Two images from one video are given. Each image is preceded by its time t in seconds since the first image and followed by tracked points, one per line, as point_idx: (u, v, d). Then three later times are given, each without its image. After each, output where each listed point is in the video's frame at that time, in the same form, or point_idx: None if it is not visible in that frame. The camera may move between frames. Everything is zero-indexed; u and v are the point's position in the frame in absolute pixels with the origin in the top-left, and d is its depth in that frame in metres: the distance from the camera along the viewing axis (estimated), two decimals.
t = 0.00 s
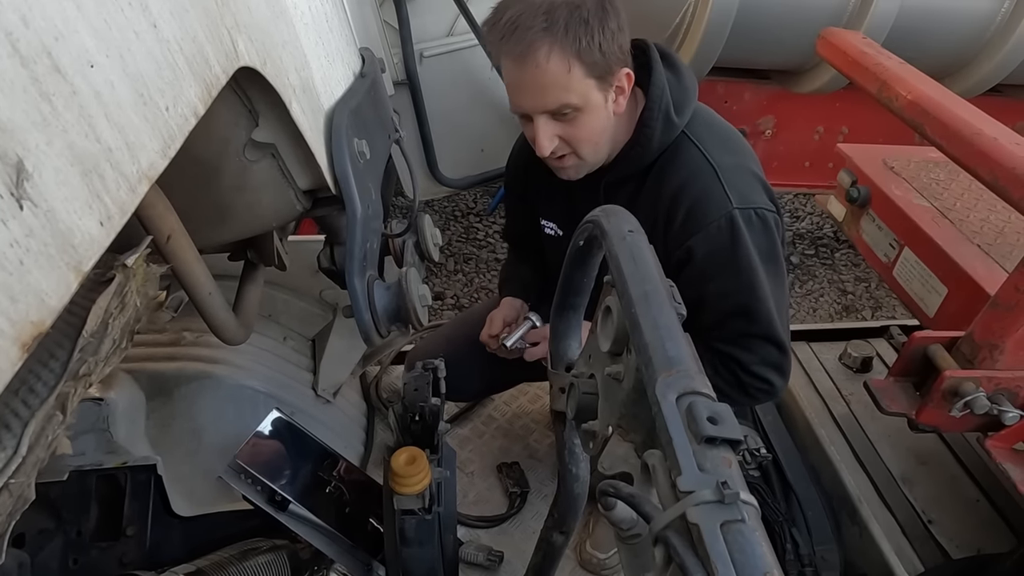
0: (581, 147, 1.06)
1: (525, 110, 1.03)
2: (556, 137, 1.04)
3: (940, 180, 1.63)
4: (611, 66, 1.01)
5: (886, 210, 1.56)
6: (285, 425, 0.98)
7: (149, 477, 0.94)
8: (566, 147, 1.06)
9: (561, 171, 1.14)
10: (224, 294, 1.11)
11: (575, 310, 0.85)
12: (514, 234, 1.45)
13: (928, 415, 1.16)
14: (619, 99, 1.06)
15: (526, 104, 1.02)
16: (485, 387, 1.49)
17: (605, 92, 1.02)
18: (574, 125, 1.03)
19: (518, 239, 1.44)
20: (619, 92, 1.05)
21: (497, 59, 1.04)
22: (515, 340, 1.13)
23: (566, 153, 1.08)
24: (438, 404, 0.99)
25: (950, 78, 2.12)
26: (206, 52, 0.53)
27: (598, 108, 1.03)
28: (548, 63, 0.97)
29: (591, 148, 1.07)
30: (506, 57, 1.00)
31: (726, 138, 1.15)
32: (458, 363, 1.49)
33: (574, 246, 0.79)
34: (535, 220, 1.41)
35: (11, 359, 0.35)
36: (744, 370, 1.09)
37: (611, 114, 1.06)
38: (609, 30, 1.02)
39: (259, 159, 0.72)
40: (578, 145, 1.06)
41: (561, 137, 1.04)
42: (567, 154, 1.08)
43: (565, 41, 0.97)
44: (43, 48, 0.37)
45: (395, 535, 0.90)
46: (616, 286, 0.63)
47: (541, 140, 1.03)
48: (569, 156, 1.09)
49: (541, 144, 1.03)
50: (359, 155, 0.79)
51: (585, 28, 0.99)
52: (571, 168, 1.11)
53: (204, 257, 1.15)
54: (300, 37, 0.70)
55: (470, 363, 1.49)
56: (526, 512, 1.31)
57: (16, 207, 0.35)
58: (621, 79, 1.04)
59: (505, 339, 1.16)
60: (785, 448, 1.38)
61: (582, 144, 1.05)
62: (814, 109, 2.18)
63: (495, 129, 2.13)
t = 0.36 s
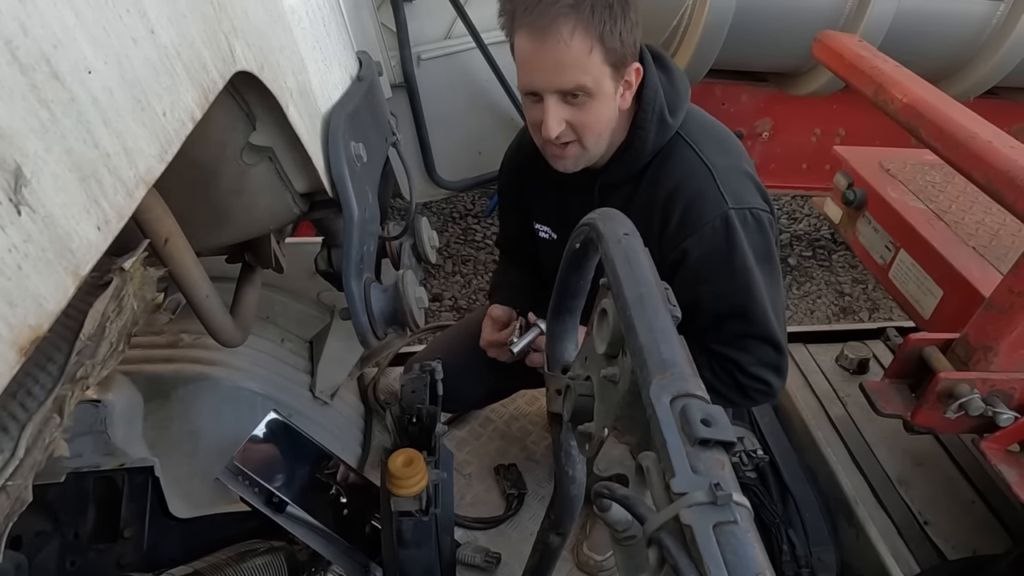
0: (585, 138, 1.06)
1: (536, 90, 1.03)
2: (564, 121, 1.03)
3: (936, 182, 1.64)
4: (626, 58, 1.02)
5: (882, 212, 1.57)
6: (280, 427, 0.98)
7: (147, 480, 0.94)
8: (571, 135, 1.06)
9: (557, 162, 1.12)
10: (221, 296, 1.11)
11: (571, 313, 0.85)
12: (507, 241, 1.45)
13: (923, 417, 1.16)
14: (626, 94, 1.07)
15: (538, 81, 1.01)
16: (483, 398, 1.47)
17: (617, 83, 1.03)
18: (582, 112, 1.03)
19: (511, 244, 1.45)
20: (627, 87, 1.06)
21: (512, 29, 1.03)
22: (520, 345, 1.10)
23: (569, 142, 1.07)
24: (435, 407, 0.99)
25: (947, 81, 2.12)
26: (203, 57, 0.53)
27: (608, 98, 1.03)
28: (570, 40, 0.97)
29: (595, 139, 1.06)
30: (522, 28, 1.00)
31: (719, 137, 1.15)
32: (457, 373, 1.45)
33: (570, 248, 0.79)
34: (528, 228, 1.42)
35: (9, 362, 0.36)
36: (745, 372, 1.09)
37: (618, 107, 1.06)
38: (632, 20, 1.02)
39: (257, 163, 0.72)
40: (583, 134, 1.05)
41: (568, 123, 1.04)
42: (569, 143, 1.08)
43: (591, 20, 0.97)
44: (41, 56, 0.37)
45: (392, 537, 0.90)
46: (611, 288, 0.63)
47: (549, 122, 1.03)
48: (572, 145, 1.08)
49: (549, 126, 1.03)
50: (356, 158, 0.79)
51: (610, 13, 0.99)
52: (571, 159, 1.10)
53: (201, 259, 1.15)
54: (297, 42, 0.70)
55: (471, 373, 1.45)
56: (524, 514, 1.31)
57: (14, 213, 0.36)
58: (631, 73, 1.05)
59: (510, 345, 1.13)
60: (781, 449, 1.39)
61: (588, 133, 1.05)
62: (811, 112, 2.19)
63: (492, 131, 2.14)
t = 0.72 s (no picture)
0: (595, 123, 1.04)
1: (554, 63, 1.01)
2: (577, 100, 1.01)
3: (934, 182, 1.64)
4: (657, 54, 0.99)
5: (880, 211, 1.56)
6: (274, 436, 0.95)
7: (143, 480, 0.92)
8: (583, 116, 1.04)
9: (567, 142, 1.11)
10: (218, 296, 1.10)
11: (569, 313, 0.85)
12: (506, 237, 1.44)
13: (921, 417, 1.16)
14: (653, 91, 1.04)
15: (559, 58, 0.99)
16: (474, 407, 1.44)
17: (641, 77, 1.00)
18: (598, 98, 1.01)
19: (501, 234, 1.43)
20: (655, 84, 1.03)
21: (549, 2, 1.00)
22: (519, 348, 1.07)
23: (580, 124, 1.05)
24: (433, 407, 0.99)
25: (945, 81, 2.12)
26: (198, 54, 0.53)
27: (628, 91, 1.01)
28: (598, 24, 0.94)
29: (605, 126, 1.04)
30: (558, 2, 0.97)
31: (741, 133, 1.15)
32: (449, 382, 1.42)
33: (567, 248, 0.79)
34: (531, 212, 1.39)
35: None
36: (749, 371, 1.09)
37: (639, 102, 1.04)
38: (671, 15, 0.99)
39: (252, 161, 0.72)
40: (594, 118, 1.04)
41: (580, 103, 1.02)
42: (580, 125, 1.06)
43: (622, 6, 0.94)
44: (32, 49, 0.37)
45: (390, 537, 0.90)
46: (609, 286, 0.63)
47: (561, 100, 1.01)
48: (581, 127, 1.06)
49: (560, 103, 1.01)
50: (353, 157, 0.79)
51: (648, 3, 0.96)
52: (580, 141, 1.09)
53: (198, 259, 1.15)
54: (293, 40, 0.70)
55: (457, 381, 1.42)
56: (522, 514, 1.31)
57: (2, 206, 0.35)
58: (662, 72, 1.02)
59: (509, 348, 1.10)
60: (780, 449, 1.38)
61: (599, 119, 1.03)
62: (809, 112, 2.19)
63: (490, 131, 2.14)
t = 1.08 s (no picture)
0: (609, 125, 1.04)
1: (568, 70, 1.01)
2: (591, 104, 1.01)
3: (932, 183, 1.64)
4: (669, 55, 0.98)
5: (878, 212, 1.56)
6: (277, 440, 0.96)
7: (140, 482, 0.93)
8: (597, 118, 1.04)
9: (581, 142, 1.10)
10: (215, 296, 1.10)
11: (566, 312, 0.85)
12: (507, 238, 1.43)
13: (920, 417, 1.15)
14: (666, 91, 1.04)
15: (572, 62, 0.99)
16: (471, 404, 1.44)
17: (654, 79, 1.00)
18: (612, 101, 1.00)
19: (506, 236, 1.43)
20: (669, 85, 1.03)
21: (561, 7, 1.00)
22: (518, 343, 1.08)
23: (595, 125, 1.05)
24: (430, 407, 0.99)
25: (943, 82, 2.12)
26: (193, 50, 0.52)
27: (642, 92, 1.00)
28: (609, 27, 0.94)
29: (620, 128, 1.04)
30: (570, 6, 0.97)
31: (753, 134, 1.15)
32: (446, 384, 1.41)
33: (564, 247, 0.79)
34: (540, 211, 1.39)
35: None
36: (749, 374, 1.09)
37: (652, 102, 1.03)
38: (682, 17, 0.99)
39: (248, 160, 0.71)
40: (608, 121, 1.03)
41: (595, 107, 1.01)
42: (595, 126, 1.06)
43: (633, 9, 0.94)
44: (23, 43, 0.37)
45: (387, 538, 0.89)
46: (606, 286, 0.62)
47: (576, 104, 1.00)
48: (596, 129, 1.06)
49: (574, 108, 1.01)
50: (349, 156, 0.79)
51: (658, 6, 0.96)
52: (595, 142, 1.08)
53: (195, 259, 1.14)
54: (290, 38, 0.70)
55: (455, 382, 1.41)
56: (520, 515, 1.30)
57: None
58: (676, 73, 1.01)
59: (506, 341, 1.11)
60: (778, 450, 1.38)
61: (613, 121, 1.03)
62: (807, 113, 2.19)
63: (488, 132, 2.14)
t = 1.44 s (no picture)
0: (604, 123, 1.05)
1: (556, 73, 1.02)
2: (581, 104, 1.02)
3: (929, 184, 1.64)
4: (652, 49, 0.98)
5: (876, 213, 1.57)
6: (281, 437, 0.97)
7: (138, 484, 0.93)
8: (590, 116, 1.05)
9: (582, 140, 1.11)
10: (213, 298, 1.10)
11: (565, 312, 0.85)
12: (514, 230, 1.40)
13: (917, 417, 1.16)
14: (658, 85, 1.04)
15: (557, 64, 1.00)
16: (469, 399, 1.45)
17: (640, 74, 1.00)
18: (603, 99, 1.01)
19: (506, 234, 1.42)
20: (659, 78, 1.03)
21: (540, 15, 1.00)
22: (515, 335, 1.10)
23: (591, 123, 1.06)
24: (429, 408, 0.99)
25: (940, 84, 2.13)
26: (191, 52, 0.53)
27: (630, 88, 1.01)
28: (583, 28, 0.95)
29: (615, 125, 1.05)
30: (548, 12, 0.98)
31: (758, 136, 1.16)
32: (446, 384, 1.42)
33: (563, 249, 0.79)
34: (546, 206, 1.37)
35: None
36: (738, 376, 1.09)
37: (645, 97, 1.04)
38: (659, 10, 0.97)
39: (246, 160, 0.72)
40: (602, 118, 1.04)
41: (586, 105, 1.03)
42: (591, 124, 1.06)
43: (606, 8, 0.94)
44: (21, 44, 0.37)
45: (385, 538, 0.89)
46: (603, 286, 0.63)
47: (565, 105, 1.02)
48: (593, 127, 1.07)
49: (565, 108, 1.02)
50: (348, 157, 0.79)
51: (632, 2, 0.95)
52: (594, 141, 1.09)
53: (194, 260, 1.15)
54: (288, 39, 0.70)
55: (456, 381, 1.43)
56: (518, 516, 1.30)
57: None
58: (664, 65, 1.01)
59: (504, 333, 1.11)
60: (776, 450, 1.38)
61: (607, 119, 1.04)
62: (805, 115, 2.19)
63: (487, 133, 2.14)
